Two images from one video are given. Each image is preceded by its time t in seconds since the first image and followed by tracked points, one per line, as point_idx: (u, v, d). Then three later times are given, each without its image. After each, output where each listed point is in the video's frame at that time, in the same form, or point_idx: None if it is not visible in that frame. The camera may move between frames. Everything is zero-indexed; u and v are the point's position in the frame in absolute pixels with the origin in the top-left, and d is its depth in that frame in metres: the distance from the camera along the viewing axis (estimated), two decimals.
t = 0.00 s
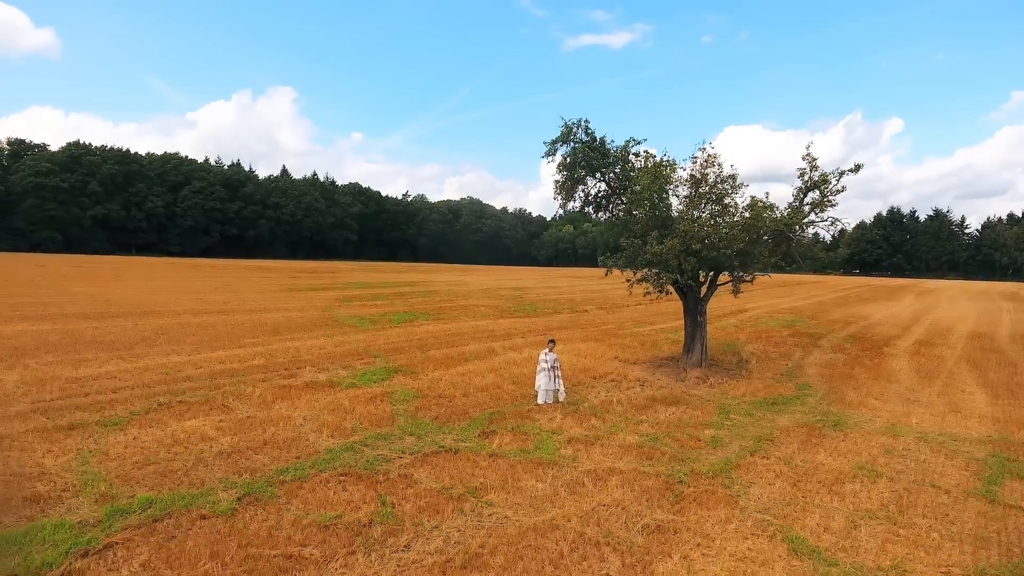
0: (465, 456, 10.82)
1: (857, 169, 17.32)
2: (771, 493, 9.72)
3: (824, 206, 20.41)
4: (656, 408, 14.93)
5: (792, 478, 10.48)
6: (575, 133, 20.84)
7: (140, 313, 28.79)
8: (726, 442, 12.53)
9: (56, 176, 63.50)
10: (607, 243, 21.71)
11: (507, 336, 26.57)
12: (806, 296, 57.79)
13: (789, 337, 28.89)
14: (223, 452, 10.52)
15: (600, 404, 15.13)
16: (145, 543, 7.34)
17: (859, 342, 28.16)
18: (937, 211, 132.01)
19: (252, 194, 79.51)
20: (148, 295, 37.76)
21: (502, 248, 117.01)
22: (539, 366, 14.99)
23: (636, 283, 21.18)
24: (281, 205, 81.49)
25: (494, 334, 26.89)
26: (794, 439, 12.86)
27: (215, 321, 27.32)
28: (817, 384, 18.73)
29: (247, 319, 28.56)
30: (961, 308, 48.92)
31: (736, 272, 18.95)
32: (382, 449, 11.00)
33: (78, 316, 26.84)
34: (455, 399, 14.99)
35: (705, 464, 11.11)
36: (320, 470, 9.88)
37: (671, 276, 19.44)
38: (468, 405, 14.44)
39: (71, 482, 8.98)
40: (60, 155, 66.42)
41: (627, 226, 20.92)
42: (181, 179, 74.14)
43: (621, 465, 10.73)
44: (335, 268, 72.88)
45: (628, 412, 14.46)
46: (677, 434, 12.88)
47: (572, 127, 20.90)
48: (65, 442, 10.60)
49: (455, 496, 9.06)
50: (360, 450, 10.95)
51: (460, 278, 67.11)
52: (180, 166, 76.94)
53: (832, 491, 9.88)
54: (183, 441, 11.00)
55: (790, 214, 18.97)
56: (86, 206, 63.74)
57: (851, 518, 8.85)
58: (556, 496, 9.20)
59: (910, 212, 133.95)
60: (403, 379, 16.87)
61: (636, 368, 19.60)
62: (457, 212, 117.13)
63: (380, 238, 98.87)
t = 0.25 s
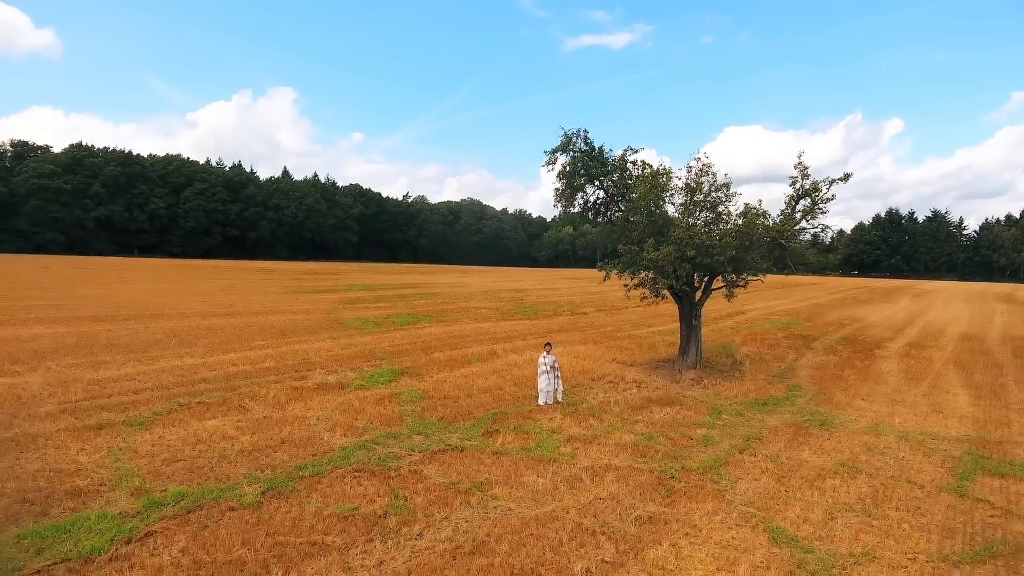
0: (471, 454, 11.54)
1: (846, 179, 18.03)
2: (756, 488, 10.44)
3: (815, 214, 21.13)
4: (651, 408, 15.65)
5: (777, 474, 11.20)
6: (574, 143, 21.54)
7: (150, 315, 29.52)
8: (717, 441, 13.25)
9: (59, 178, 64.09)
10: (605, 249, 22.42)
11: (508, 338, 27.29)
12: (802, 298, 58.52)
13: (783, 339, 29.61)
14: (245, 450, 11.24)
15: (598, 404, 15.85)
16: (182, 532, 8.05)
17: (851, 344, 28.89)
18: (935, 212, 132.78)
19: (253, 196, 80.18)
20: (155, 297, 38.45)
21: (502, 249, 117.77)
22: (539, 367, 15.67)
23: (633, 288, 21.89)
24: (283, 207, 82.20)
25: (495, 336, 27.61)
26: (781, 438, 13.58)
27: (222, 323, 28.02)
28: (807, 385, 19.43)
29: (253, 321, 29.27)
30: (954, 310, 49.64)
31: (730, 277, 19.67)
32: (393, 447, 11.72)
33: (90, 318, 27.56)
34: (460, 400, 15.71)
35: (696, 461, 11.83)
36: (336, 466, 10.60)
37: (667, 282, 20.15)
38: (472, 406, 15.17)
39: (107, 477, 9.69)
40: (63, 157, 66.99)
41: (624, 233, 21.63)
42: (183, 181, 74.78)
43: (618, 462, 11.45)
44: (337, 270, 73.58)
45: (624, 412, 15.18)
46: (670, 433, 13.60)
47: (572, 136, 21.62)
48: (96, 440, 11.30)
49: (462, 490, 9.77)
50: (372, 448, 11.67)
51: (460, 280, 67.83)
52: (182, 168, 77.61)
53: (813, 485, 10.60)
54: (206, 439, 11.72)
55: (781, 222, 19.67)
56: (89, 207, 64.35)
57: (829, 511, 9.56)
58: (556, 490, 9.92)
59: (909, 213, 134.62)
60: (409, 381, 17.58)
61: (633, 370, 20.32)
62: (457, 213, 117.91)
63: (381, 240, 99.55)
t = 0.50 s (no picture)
0: (476, 450, 12.41)
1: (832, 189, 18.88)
2: (740, 482, 11.31)
3: (804, 222, 21.98)
4: (645, 408, 16.51)
5: (761, 469, 12.07)
6: (573, 153, 22.39)
7: (161, 318, 30.39)
8: (706, 439, 14.11)
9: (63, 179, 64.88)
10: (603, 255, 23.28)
11: (509, 341, 28.15)
12: (798, 299, 59.41)
13: (776, 341, 30.48)
14: (266, 446, 12.11)
15: (595, 404, 16.71)
16: (217, 519, 8.91)
17: (842, 346, 29.76)
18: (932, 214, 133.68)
19: (255, 197, 81.03)
20: (163, 299, 39.33)
21: (502, 251, 118.66)
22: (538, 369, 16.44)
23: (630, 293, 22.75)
24: (285, 209, 83.08)
25: (497, 339, 28.47)
26: (767, 436, 14.44)
27: (231, 326, 28.88)
28: (796, 386, 20.29)
29: (261, 323, 30.14)
30: (947, 312, 50.53)
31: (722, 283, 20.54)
32: (404, 444, 12.59)
33: (103, 321, 28.42)
34: (464, 400, 16.57)
35: (685, 457, 12.69)
36: (352, 462, 11.46)
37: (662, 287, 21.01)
38: (476, 406, 16.03)
39: (142, 471, 10.56)
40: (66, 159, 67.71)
41: (622, 240, 22.49)
42: (185, 183, 75.55)
43: (613, 458, 12.32)
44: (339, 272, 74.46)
45: (620, 412, 16.04)
46: (663, 432, 14.46)
47: (571, 147, 22.48)
48: (127, 438, 12.17)
49: (469, 483, 10.65)
50: (384, 445, 12.53)
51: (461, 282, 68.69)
52: (185, 170, 78.44)
53: (793, 480, 11.46)
54: (229, 437, 12.58)
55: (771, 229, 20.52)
56: (93, 209, 65.16)
57: (805, 502, 10.43)
58: (555, 483, 10.79)
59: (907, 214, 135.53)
60: (415, 382, 18.45)
61: (630, 372, 21.18)
62: (457, 215, 118.84)
63: (382, 241, 100.37)
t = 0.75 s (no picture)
0: (479, 447, 13.06)
1: (822, 195, 19.51)
2: (729, 476, 11.96)
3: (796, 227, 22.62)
4: (641, 407, 17.17)
5: (749, 464, 12.72)
6: (571, 160, 23.02)
7: (168, 319, 31.06)
8: (699, 437, 14.76)
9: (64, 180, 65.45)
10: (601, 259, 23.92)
11: (510, 342, 28.81)
12: (795, 300, 60.09)
13: (770, 342, 31.14)
14: (280, 443, 12.76)
15: (592, 404, 17.37)
16: (237, 509, 9.55)
17: (835, 347, 30.41)
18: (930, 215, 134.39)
19: (255, 198, 81.62)
20: (168, 301, 39.98)
21: (502, 252, 119.31)
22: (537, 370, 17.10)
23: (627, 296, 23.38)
24: (285, 209, 83.69)
25: (497, 340, 29.12)
26: (757, 434, 15.09)
27: (237, 327, 29.52)
28: (788, 386, 20.93)
29: (266, 325, 30.79)
30: (941, 313, 51.21)
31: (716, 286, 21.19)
32: (410, 441, 13.23)
33: (112, 322, 29.06)
34: (466, 400, 17.22)
35: (678, 454, 13.34)
36: (361, 458, 12.11)
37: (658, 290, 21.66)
38: (478, 405, 16.68)
39: (164, 466, 11.21)
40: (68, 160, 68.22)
41: (619, 244, 23.14)
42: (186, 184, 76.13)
43: (609, 454, 12.97)
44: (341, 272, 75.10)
45: (616, 411, 16.69)
46: (657, 430, 15.11)
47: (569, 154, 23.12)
48: (148, 435, 12.81)
49: (472, 477, 11.29)
50: (391, 442, 13.17)
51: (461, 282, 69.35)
52: (187, 172, 79.05)
53: (779, 474, 12.11)
54: (244, 434, 13.23)
55: (764, 234, 21.15)
56: (94, 210, 65.73)
57: (789, 495, 11.08)
58: (554, 477, 11.44)
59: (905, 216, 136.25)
60: (418, 382, 19.10)
61: (626, 372, 21.84)
62: (457, 215, 119.54)
63: (383, 242, 100.97)
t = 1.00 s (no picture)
0: (482, 443, 13.87)
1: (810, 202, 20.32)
2: (716, 470, 12.77)
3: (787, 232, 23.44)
4: (636, 406, 17.98)
5: (736, 459, 13.54)
6: (570, 168, 23.85)
7: (177, 320, 31.84)
8: (690, 433, 15.57)
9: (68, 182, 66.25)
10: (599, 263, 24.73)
11: (511, 343, 29.62)
12: (791, 301, 60.88)
13: (764, 343, 31.95)
14: (295, 439, 13.57)
15: (590, 402, 18.18)
16: (260, 498, 10.37)
17: (828, 348, 31.22)
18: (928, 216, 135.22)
19: (257, 199, 82.40)
20: (175, 302, 40.81)
21: (502, 252, 120.11)
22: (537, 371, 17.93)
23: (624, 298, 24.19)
24: (285, 209, 84.48)
25: (499, 341, 29.94)
26: (745, 431, 15.90)
27: (244, 328, 30.33)
28: (779, 386, 21.73)
29: (272, 326, 31.58)
30: (935, 313, 52.01)
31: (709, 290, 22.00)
32: (417, 437, 14.05)
33: (123, 324, 29.87)
34: (469, 399, 18.03)
35: (669, 449, 14.15)
36: (372, 452, 12.93)
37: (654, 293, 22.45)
38: (480, 404, 17.48)
39: (189, 459, 12.03)
40: (70, 162, 68.98)
41: (615, 248, 23.94)
42: (188, 185, 76.90)
43: (604, 450, 13.78)
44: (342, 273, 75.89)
45: (612, 409, 17.50)
46: (650, 427, 15.93)
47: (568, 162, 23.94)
48: (171, 431, 13.63)
49: (476, 470, 12.11)
50: (399, 438, 13.98)
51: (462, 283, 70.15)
52: (189, 173, 79.85)
53: (763, 468, 12.93)
54: (260, 431, 14.04)
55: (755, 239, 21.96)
56: (97, 212, 66.51)
57: (770, 486, 11.91)
58: (552, 470, 12.25)
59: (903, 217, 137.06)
60: (423, 382, 19.90)
61: (623, 372, 22.65)
62: (457, 216, 120.39)
63: (384, 243, 101.72)
